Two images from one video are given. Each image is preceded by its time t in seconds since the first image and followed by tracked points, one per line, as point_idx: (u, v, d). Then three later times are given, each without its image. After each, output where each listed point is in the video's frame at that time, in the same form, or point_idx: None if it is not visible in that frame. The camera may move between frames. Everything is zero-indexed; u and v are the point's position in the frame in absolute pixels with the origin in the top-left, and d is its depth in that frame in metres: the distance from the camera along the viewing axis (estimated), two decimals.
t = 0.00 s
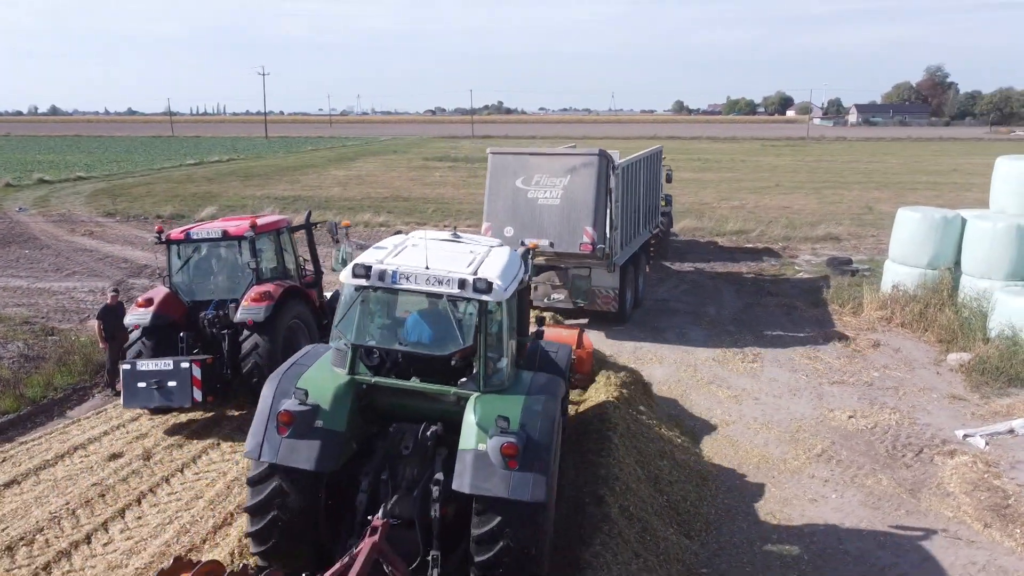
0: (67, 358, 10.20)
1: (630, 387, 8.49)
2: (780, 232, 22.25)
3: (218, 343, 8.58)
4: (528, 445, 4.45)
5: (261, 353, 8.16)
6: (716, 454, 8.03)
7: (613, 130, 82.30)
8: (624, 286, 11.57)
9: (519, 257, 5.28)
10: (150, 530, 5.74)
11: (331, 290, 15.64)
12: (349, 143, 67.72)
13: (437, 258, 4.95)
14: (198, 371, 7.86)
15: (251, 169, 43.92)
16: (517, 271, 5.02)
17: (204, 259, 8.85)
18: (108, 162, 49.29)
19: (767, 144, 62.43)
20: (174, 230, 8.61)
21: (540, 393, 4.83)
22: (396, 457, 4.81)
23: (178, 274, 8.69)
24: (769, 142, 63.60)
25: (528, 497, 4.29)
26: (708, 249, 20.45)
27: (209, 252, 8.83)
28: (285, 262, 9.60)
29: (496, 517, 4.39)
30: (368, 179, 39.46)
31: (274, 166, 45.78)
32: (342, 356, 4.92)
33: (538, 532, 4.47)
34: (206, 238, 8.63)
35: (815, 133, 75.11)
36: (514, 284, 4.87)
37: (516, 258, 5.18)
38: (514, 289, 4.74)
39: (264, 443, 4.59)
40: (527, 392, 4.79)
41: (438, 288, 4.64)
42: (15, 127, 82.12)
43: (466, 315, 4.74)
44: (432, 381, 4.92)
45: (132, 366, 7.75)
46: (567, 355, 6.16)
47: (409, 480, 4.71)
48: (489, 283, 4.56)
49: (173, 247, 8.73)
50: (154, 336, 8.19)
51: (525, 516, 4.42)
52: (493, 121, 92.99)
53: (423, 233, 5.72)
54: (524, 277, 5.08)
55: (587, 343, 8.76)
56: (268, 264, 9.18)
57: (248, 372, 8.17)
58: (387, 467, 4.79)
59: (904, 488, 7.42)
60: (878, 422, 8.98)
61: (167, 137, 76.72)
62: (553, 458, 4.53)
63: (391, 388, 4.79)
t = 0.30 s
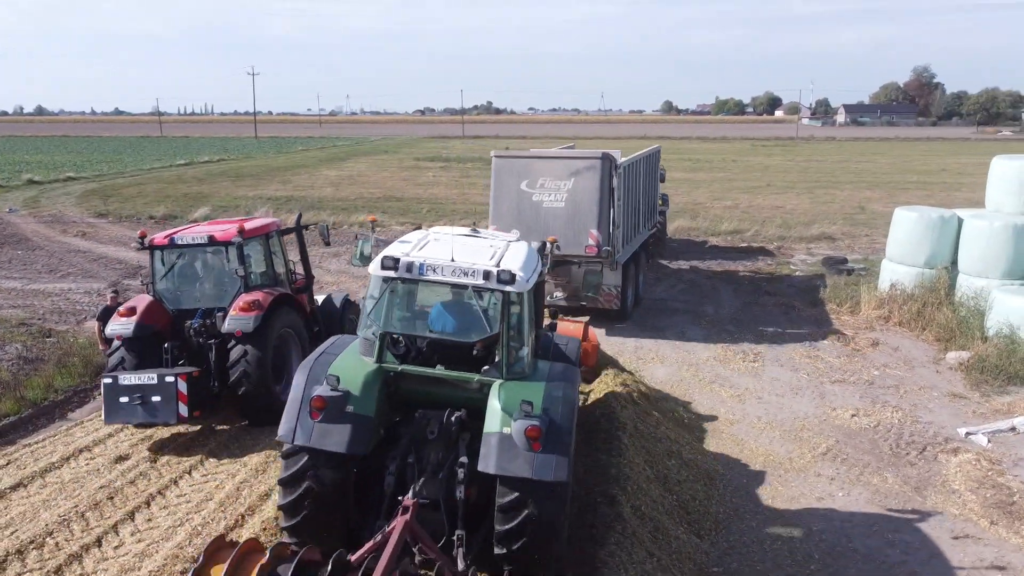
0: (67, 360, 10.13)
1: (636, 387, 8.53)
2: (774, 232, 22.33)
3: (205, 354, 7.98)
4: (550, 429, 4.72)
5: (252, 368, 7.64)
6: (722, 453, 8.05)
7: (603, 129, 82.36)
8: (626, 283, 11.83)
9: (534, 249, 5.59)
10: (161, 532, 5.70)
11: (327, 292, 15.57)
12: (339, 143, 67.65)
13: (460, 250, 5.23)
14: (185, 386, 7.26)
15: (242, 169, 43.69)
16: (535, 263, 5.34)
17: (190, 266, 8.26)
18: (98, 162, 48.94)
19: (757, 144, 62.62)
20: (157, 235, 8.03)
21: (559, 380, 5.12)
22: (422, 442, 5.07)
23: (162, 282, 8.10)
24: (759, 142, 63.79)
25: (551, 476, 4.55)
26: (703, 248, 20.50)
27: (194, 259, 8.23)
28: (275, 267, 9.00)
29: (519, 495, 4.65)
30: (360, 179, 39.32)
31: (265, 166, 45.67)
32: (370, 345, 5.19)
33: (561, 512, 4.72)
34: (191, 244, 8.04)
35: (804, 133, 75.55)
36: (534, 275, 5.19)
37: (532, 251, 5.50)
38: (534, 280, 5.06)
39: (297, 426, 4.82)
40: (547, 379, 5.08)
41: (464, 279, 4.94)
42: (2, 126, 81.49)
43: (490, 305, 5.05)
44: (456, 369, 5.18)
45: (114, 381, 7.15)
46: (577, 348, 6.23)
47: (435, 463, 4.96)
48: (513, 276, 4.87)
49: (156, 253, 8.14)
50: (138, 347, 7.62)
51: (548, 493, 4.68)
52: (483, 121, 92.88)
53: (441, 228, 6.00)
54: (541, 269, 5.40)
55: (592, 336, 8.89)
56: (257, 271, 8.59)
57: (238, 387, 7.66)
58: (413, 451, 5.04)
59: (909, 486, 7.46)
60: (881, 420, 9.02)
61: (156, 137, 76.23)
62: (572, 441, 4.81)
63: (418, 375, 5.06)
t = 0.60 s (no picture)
0: (64, 363, 10.04)
1: (638, 389, 8.54)
2: (767, 232, 22.42)
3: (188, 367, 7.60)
4: (565, 415, 4.89)
5: (237, 380, 7.22)
6: (725, 453, 8.07)
7: (594, 130, 82.47)
8: (626, 281, 11.92)
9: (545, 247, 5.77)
10: (168, 537, 5.66)
11: (323, 293, 15.49)
12: (329, 143, 67.51)
13: (476, 246, 5.39)
14: (167, 404, 6.86)
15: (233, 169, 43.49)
16: (547, 259, 5.52)
17: (172, 274, 7.81)
18: (86, 162, 48.61)
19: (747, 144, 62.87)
20: (137, 241, 7.58)
21: (572, 368, 5.27)
22: (440, 429, 5.19)
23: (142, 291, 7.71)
24: (749, 142, 64.09)
25: (567, 460, 4.74)
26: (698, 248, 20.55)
27: (176, 267, 7.77)
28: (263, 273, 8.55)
29: (536, 478, 4.88)
30: (352, 179, 39.23)
31: (255, 166, 45.53)
32: (389, 336, 5.34)
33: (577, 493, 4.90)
34: (172, 251, 7.56)
35: (793, 133, 75.95)
36: (548, 269, 5.37)
37: (543, 248, 5.67)
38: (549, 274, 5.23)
39: (323, 413, 5.04)
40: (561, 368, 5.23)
41: (482, 272, 5.08)
42: None
43: (507, 297, 5.22)
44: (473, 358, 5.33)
45: (89, 399, 6.74)
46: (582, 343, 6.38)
47: (453, 450, 5.08)
48: (530, 269, 5.04)
49: (137, 259, 7.70)
50: (118, 360, 7.32)
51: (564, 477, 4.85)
52: (473, 121, 92.83)
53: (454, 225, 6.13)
54: (553, 263, 5.57)
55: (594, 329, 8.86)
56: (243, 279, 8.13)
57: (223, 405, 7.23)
58: (431, 438, 5.18)
59: (913, 486, 7.49)
60: (881, 420, 9.06)
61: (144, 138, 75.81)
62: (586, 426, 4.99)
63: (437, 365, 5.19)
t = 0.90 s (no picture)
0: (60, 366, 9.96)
1: (639, 389, 8.57)
2: (761, 232, 22.50)
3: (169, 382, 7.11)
4: (576, 401, 5.17)
5: (221, 397, 6.70)
6: (727, 453, 8.09)
7: (584, 130, 82.53)
8: (626, 280, 12.04)
9: (553, 241, 6.08)
10: (174, 541, 5.63)
11: (318, 295, 15.44)
12: (320, 143, 67.28)
13: (488, 240, 5.69)
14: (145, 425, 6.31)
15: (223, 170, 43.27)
16: (556, 252, 5.84)
17: (152, 284, 7.34)
18: (74, 163, 48.25)
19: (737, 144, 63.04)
20: (114, 249, 7.12)
21: (580, 358, 5.58)
22: (455, 416, 5.45)
23: (121, 301, 7.25)
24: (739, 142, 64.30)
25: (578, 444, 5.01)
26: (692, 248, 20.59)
27: (157, 276, 7.30)
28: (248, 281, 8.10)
29: (550, 461, 5.10)
30: (343, 179, 39.07)
31: (245, 167, 45.30)
32: (406, 327, 5.61)
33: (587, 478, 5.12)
34: (152, 260, 7.11)
35: (783, 133, 76.32)
36: (557, 262, 5.69)
37: (552, 242, 5.99)
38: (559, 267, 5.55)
39: (344, 399, 5.27)
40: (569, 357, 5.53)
41: (495, 266, 5.40)
42: None
43: (519, 290, 5.53)
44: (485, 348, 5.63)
45: (62, 419, 6.20)
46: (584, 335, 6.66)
47: (467, 435, 5.36)
48: (540, 262, 5.35)
49: (114, 268, 7.24)
50: (95, 376, 6.90)
51: (576, 461, 5.10)
52: (464, 121, 92.71)
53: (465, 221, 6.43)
54: (561, 257, 5.89)
55: (594, 322, 8.88)
56: (228, 289, 7.67)
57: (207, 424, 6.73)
58: (446, 424, 5.45)
59: (914, 485, 7.53)
60: (880, 419, 9.11)
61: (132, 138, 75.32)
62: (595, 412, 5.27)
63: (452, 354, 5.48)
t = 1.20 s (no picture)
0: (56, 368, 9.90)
1: (639, 388, 8.62)
2: (753, 232, 22.58)
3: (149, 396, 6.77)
4: (582, 385, 5.38)
5: (204, 411, 6.34)
6: (727, 451, 8.14)
7: (575, 130, 82.59)
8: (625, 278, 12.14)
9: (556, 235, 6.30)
10: (179, 542, 5.63)
11: (313, 296, 15.40)
12: (310, 143, 67.17)
13: (496, 233, 5.91)
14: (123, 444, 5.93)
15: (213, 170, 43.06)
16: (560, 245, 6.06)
17: (132, 293, 7.04)
18: (63, 163, 47.92)
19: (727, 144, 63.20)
20: (92, 256, 6.82)
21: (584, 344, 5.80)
22: (466, 401, 5.67)
23: (100, 310, 6.98)
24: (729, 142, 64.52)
25: (585, 424, 5.22)
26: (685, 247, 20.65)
27: (136, 285, 7.00)
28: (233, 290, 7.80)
29: (557, 443, 5.30)
30: (335, 179, 38.96)
31: (236, 167, 45.10)
32: (418, 317, 5.81)
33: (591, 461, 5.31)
34: (132, 268, 6.79)
35: (772, 133, 76.58)
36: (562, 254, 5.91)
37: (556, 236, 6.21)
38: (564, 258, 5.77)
39: (360, 385, 5.44)
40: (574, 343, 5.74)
41: (503, 257, 5.61)
42: None
43: (526, 280, 5.74)
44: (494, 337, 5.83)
45: (35, 437, 5.86)
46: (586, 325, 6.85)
47: (477, 420, 5.57)
48: (547, 253, 5.57)
49: (92, 276, 6.96)
50: (71, 391, 6.56)
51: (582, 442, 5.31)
52: (454, 121, 92.58)
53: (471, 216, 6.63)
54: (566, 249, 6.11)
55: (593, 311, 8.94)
56: (212, 298, 7.34)
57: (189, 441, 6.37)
58: (457, 409, 5.67)
59: (912, 482, 7.61)
60: (877, 417, 9.19)
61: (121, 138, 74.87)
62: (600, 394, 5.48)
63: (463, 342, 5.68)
